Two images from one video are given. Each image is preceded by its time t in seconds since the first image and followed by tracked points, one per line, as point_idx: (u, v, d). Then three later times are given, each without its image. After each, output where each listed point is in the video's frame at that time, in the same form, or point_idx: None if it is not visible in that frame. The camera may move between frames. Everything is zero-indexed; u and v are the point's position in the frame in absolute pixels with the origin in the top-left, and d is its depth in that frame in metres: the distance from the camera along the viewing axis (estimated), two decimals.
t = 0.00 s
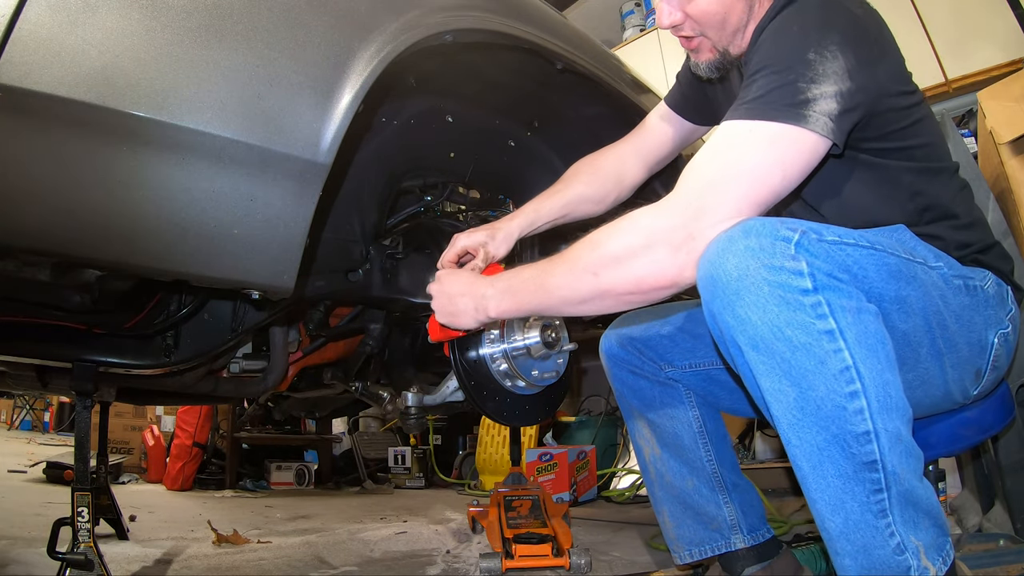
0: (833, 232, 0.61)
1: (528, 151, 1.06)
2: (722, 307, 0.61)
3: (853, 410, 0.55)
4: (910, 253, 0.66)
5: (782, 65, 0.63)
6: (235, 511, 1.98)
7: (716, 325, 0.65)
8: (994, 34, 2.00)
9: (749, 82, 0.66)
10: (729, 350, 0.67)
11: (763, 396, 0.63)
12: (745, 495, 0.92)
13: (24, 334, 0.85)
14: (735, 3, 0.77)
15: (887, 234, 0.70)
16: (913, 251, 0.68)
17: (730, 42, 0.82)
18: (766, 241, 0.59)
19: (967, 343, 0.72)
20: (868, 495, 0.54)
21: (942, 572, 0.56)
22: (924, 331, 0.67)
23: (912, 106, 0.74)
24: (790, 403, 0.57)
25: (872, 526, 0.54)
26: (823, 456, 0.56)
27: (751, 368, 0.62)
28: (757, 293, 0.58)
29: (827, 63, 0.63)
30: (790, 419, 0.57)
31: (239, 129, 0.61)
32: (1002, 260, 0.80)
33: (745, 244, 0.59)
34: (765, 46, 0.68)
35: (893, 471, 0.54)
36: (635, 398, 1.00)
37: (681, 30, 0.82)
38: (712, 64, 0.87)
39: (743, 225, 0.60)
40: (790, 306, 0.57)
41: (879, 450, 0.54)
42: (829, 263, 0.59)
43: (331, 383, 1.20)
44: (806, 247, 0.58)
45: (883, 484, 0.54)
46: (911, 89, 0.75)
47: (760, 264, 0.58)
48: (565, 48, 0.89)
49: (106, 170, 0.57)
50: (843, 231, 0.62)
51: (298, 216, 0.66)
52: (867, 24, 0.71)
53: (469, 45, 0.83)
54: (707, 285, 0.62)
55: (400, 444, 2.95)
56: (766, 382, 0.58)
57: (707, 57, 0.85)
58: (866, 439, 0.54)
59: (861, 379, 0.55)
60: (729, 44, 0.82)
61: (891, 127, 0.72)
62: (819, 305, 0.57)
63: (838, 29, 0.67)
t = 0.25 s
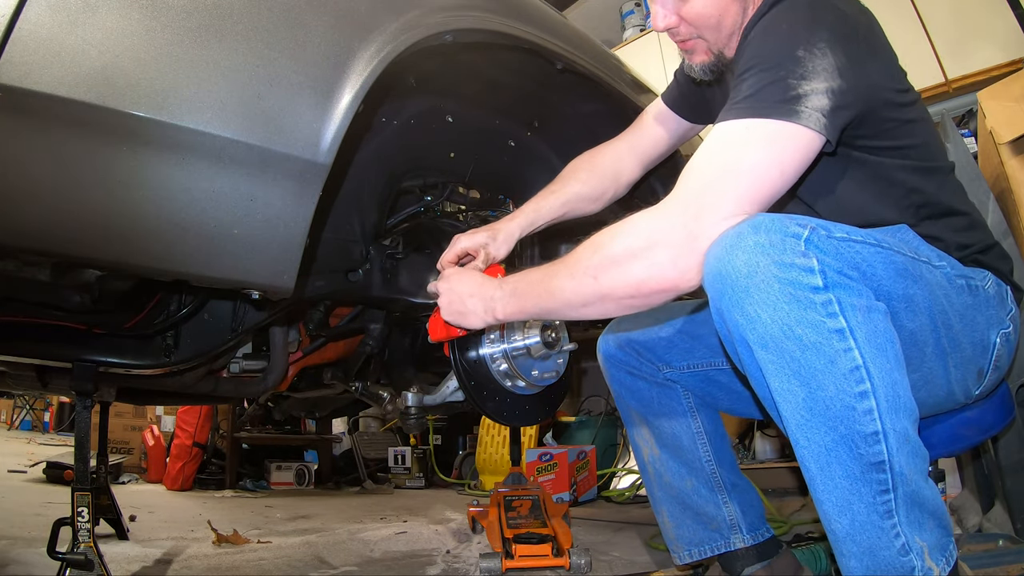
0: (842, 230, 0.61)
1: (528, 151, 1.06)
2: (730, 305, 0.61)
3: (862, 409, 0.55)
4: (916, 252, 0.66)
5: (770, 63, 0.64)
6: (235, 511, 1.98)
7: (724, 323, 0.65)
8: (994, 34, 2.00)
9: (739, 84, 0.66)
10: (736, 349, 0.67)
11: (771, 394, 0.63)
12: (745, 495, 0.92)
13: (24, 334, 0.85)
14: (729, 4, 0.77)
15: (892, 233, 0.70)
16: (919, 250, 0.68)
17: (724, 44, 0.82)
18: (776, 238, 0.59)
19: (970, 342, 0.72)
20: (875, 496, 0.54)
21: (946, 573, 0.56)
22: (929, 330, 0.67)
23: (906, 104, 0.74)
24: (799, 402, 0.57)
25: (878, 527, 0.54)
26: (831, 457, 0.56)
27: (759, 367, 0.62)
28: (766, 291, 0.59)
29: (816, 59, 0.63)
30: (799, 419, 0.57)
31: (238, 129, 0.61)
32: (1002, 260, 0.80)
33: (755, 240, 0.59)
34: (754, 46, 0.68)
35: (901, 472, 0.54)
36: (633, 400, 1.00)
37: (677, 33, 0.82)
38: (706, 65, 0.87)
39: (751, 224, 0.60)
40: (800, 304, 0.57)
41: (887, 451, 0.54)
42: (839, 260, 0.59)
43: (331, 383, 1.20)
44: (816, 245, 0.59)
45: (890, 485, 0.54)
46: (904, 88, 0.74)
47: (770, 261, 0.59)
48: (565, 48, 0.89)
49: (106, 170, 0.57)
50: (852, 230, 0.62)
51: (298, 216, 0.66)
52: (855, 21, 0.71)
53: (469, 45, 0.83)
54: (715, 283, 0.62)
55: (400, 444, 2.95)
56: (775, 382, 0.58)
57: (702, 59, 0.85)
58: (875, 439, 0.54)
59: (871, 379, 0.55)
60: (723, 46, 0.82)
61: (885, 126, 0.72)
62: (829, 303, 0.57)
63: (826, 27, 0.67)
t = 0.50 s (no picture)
0: (843, 227, 0.61)
1: (528, 151, 1.06)
2: (730, 301, 0.61)
3: (862, 406, 0.55)
4: (916, 250, 0.67)
5: (765, 61, 0.64)
6: (235, 511, 1.98)
7: (723, 320, 0.65)
8: (994, 34, 1.99)
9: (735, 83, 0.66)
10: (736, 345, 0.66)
11: (770, 391, 0.62)
12: (743, 492, 0.92)
13: (24, 334, 0.85)
14: (725, 4, 0.76)
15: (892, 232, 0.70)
16: (918, 248, 0.68)
17: (722, 45, 0.82)
18: (776, 234, 0.59)
19: (970, 341, 0.72)
20: (875, 494, 0.54)
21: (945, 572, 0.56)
22: (929, 329, 0.67)
23: (902, 104, 0.73)
24: (799, 398, 0.57)
25: (877, 525, 0.54)
26: (831, 454, 0.55)
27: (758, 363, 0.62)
28: (767, 287, 0.58)
29: (811, 57, 0.63)
30: (799, 416, 0.57)
31: (238, 129, 0.61)
32: (1002, 260, 0.80)
33: (756, 236, 0.59)
34: (749, 46, 0.68)
35: (900, 470, 0.54)
36: (632, 399, 1.00)
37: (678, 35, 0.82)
38: (704, 65, 0.87)
39: (753, 220, 0.60)
40: (801, 300, 0.57)
41: (887, 448, 0.54)
42: (839, 257, 0.59)
43: (331, 383, 1.20)
44: (816, 241, 0.59)
45: (889, 482, 0.54)
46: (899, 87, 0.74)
47: (771, 257, 0.58)
48: (565, 48, 0.89)
49: (106, 170, 0.57)
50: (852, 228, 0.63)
51: (298, 216, 0.66)
52: (849, 20, 0.71)
53: (469, 45, 0.83)
54: (715, 278, 0.61)
55: (400, 444, 2.95)
56: (775, 378, 0.58)
57: (700, 59, 0.86)
58: (874, 437, 0.54)
59: (871, 375, 0.55)
60: (720, 46, 0.82)
61: (882, 125, 0.72)
62: (830, 300, 0.57)
63: (821, 26, 0.67)
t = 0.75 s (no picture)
0: (847, 223, 0.61)
1: (528, 151, 1.06)
2: (734, 296, 0.61)
3: (865, 401, 0.54)
4: (918, 247, 0.66)
5: (814, 45, 0.64)
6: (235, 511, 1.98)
7: (727, 316, 0.65)
8: (994, 34, 1.99)
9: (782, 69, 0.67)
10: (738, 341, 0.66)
11: (773, 387, 0.62)
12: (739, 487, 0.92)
13: (24, 334, 0.85)
14: None
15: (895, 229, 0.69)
16: (920, 245, 0.67)
17: (748, 41, 0.82)
18: (780, 229, 0.59)
19: (970, 338, 0.71)
20: (877, 492, 0.53)
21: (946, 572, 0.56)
22: (931, 327, 0.66)
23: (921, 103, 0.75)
24: (802, 394, 0.57)
25: (880, 523, 0.53)
26: (833, 449, 0.55)
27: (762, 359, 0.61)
28: (770, 281, 0.58)
29: (858, 44, 0.64)
30: (800, 412, 0.57)
31: (238, 129, 0.61)
32: (1002, 260, 0.80)
33: (759, 231, 0.59)
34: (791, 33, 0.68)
35: (904, 468, 0.53)
36: (631, 394, 1.00)
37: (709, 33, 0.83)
38: (729, 59, 0.87)
39: (760, 213, 0.60)
40: (803, 295, 0.57)
41: (890, 446, 0.53)
42: (843, 252, 0.59)
43: (331, 383, 1.20)
44: (819, 236, 0.58)
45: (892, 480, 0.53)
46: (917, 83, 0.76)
47: (774, 251, 0.58)
48: (565, 48, 0.89)
49: (106, 170, 0.57)
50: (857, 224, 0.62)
51: (298, 217, 0.66)
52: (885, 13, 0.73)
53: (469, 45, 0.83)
54: (718, 273, 0.62)
55: (400, 443, 2.95)
56: (778, 373, 0.58)
57: (725, 54, 0.85)
58: (877, 433, 0.53)
59: (875, 371, 0.54)
60: (745, 42, 0.82)
61: (905, 114, 0.73)
62: (834, 295, 0.56)
63: (859, 17, 0.68)
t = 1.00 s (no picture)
0: (871, 209, 0.60)
1: (528, 151, 1.06)
2: (760, 277, 0.60)
3: (889, 388, 0.54)
4: (931, 240, 0.66)
5: (880, 27, 0.71)
6: (235, 511, 1.98)
7: (747, 301, 0.64)
8: (994, 35, 1.99)
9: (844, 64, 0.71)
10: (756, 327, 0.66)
11: (795, 372, 0.62)
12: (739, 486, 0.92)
13: (24, 334, 0.85)
14: (773, 8, 0.89)
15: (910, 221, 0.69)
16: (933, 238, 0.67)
17: (773, 45, 0.92)
18: (809, 210, 0.58)
19: (975, 333, 0.71)
20: (894, 483, 0.54)
21: (955, 568, 0.56)
22: (942, 319, 0.66)
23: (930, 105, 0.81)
24: (828, 378, 0.56)
25: (895, 515, 0.54)
26: (854, 436, 0.55)
27: (785, 343, 0.61)
28: (799, 261, 0.58)
29: (914, 26, 0.72)
30: (824, 397, 0.56)
31: (238, 129, 0.61)
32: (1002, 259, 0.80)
33: (789, 211, 0.58)
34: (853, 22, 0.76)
35: (922, 458, 0.53)
36: (632, 397, 1.01)
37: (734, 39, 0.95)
38: (755, 63, 0.98)
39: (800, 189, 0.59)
40: (831, 278, 0.57)
41: (910, 435, 0.53)
42: (870, 237, 0.58)
43: (331, 383, 1.20)
44: (849, 219, 0.58)
45: (910, 470, 0.53)
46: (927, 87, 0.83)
47: (802, 232, 0.58)
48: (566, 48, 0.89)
49: (106, 170, 0.57)
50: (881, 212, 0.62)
51: (298, 217, 0.66)
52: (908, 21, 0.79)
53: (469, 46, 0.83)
54: (745, 252, 0.61)
55: (400, 443, 2.95)
56: (802, 357, 0.58)
57: (750, 58, 0.97)
58: (898, 422, 0.54)
59: (900, 358, 0.54)
60: (769, 47, 0.93)
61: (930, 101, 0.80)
62: (861, 278, 0.56)
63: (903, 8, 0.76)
